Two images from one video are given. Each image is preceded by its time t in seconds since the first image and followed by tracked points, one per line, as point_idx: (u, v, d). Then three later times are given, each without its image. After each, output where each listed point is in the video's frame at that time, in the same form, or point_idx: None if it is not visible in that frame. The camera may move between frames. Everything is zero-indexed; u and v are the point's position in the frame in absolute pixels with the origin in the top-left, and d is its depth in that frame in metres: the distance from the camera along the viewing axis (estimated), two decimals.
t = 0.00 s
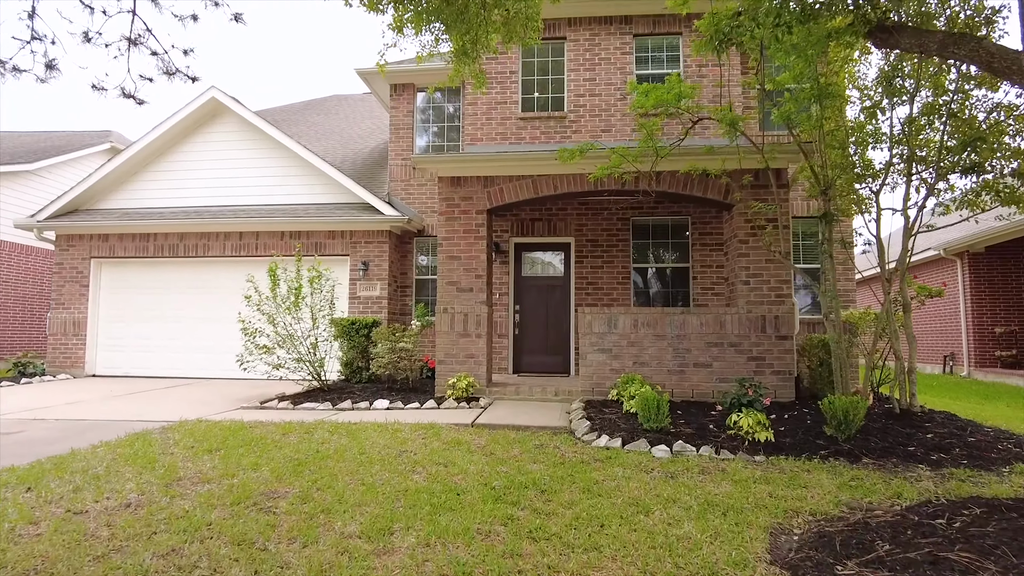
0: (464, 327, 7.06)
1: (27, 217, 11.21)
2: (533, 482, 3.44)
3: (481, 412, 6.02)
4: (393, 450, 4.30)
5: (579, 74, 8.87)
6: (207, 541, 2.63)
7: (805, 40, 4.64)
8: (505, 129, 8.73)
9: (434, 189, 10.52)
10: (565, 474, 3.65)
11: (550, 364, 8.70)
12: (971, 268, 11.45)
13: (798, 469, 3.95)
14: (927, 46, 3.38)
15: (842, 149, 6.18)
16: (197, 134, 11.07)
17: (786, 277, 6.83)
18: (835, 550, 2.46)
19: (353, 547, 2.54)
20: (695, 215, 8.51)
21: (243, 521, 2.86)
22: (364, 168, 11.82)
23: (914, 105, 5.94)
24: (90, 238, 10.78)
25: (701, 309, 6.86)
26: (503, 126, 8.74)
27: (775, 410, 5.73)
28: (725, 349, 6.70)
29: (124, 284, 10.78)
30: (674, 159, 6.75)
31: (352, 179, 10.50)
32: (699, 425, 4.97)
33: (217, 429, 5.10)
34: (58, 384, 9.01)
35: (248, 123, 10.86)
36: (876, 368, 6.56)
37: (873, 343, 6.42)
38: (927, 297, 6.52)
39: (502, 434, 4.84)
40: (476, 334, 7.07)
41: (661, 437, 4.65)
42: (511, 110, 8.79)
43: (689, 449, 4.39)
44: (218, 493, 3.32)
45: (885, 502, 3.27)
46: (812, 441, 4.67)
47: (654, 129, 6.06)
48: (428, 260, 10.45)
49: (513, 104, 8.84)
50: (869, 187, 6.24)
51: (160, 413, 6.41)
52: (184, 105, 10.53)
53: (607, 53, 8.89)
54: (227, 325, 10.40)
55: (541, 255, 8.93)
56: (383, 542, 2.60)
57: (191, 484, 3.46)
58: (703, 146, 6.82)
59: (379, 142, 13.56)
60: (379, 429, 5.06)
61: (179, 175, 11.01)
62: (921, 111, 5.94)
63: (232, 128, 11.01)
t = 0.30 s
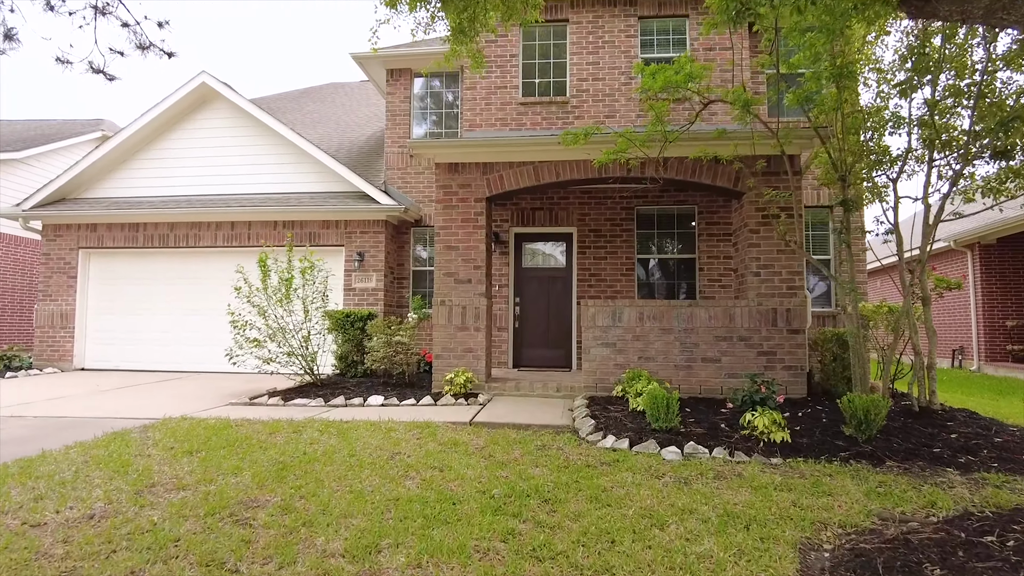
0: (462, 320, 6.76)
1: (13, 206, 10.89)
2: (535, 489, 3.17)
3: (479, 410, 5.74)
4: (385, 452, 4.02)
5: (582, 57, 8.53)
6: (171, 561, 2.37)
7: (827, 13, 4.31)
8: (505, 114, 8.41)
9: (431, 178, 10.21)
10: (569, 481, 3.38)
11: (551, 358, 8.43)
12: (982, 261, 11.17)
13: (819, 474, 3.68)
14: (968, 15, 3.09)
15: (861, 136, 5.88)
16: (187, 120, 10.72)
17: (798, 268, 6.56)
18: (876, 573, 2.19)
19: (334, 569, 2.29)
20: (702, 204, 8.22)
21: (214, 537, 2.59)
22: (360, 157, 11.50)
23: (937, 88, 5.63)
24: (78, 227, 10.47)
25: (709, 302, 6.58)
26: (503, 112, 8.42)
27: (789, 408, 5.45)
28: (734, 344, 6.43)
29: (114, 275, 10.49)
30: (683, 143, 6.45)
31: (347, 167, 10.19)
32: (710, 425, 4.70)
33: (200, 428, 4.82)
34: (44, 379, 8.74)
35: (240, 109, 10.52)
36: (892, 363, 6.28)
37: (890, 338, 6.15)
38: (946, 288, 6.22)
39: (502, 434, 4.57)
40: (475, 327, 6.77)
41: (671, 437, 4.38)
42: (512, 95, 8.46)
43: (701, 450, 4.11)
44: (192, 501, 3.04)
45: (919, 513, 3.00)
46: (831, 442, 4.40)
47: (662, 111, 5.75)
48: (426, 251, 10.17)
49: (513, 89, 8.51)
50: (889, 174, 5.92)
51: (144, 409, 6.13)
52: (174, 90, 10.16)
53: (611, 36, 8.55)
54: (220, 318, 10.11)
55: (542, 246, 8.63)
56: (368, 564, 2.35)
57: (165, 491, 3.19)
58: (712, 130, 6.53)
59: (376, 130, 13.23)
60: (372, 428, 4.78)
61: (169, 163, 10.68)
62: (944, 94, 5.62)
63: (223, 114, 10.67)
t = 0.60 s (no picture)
0: (460, 315, 6.45)
1: None
2: (538, 503, 2.89)
3: (477, 410, 5.44)
4: (375, 459, 3.72)
5: (585, 41, 8.19)
6: None
7: None
8: (504, 101, 8.08)
9: (428, 168, 9.90)
10: (575, 493, 3.08)
11: (552, 354, 8.13)
12: (993, 254, 10.87)
13: (846, 483, 3.39)
14: None
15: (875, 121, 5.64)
16: (176, 109, 10.36)
17: (811, 260, 6.28)
18: None
19: None
20: (709, 194, 7.92)
21: (175, 564, 2.29)
22: (355, 146, 11.18)
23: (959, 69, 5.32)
24: (63, 219, 10.13)
25: (718, 296, 6.29)
26: (502, 99, 8.09)
27: (805, 408, 5.16)
28: (744, 340, 6.16)
29: (102, 268, 10.17)
30: (691, 129, 6.14)
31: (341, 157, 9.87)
32: (723, 427, 4.41)
33: (178, 431, 4.52)
34: (26, 376, 8.43)
35: (230, 97, 10.17)
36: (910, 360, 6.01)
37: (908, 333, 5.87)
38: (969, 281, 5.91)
39: (501, 438, 4.28)
40: (473, 323, 6.46)
41: (683, 441, 4.09)
42: (511, 82, 8.13)
43: (715, 456, 3.83)
44: (158, 517, 2.74)
45: (964, 531, 2.70)
46: (853, 445, 4.11)
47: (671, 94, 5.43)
48: (422, 244, 9.86)
49: (512, 75, 8.17)
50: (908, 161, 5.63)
51: (125, 409, 5.83)
52: (160, 77, 9.80)
53: (614, 19, 8.21)
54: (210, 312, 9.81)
55: (542, 238, 8.33)
56: None
57: (129, 504, 2.90)
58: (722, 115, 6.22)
59: (371, 120, 12.89)
60: (363, 432, 4.49)
61: (157, 153, 10.33)
62: (967, 76, 5.31)
63: (213, 103, 10.31)
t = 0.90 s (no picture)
0: (459, 311, 6.17)
1: None
2: (544, 520, 2.62)
3: (477, 411, 5.17)
4: (368, 467, 3.46)
5: (588, 27, 7.88)
6: None
7: None
8: (505, 88, 7.78)
9: (426, 159, 9.60)
10: (585, 507, 2.81)
11: (554, 351, 7.87)
12: (1006, 248, 10.60)
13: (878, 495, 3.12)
14: None
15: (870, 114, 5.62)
16: (165, 98, 10.01)
17: (826, 253, 6.01)
18: None
19: None
20: (717, 185, 7.64)
21: None
22: (351, 137, 10.88)
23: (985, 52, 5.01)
24: (50, 212, 9.82)
25: (729, 291, 6.03)
26: (502, 86, 7.79)
27: (823, 409, 4.90)
28: (756, 337, 5.90)
29: (90, 262, 9.88)
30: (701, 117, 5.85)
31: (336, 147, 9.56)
32: (739, 431, 4.15)
33: (158, 434, 4.24)
34: (10, 374, 8.15)
35: (221, 85, 9.84)
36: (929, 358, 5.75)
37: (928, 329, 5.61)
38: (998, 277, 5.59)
39: (503, 443, 4.01)
40: (472, 319, 6.18)
41: (698, 447, 3.82)
42: (512, 68, 7.82)
43: (735, 463, 3.57)
44: (122, 537, 2.47)
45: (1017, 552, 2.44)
46: (880, 450, 3.84)
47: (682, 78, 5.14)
48: (419, 237, 9.56)
49: (513, 61, 7.87)
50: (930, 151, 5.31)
51: (107, 409, 5.55)
52: (149, 65, 9.46)
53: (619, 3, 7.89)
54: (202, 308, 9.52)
55: (544, 231, 8.05)
56: None
57: (93, 522, 2.63)
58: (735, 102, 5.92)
59: (369, 110, 12.57)
60: (355, 436, 4.21)
61: (146, 143, 10.00)
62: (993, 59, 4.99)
63: (204, 92, 9.97)
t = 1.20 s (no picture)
0: (459, 308, 5.85)
1: None
2: (557, 550, 2.33)
3: (479, 415, 4.86)
4: (361, 482, 3.16)
5: (594, 11, 7.53)
6: None
7: None
8: (507, 75, 7.44)
9: (425, 149, 9.27)
10: (602, 533, 2.52)
11: (559, 349, 7.56)
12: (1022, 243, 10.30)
13: (925, 514, 2.82)
14: None
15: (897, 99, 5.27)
16: (153, 86, 9.61)
17: (847, 247, 5.69)
18: None
19: None
20: (729, 176, 7.32)
21: None
22: (347, 127, 10.53)
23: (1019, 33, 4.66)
24: (36, 203, 9.49)
25: (744, 288, 5.73)
26: (505, 73, 7.44)
27: (847, 414, 4.60)
28: (773, 336, 5.60)
29: (78, 256, 9.55)
30: (716, 104, 5.53)
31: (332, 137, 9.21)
32: (763, 440, 3.85)
33: (136, 442, 3.94)
34: None
35: (213, 73, 9.47)
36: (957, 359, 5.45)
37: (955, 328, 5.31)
38: None
39: (507, 453, 3.71)
40: (473, 317, 5.87)
41: (721, 457, 3.52)
42: (515, 54, 7.48)
43: (761, 477, 3.27)
44: (76, 572, 2.18)
45: None
46: (917, 461, 3.53)
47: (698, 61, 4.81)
48: (419, 230, 9.24)
49: (516, 47, 7.52)
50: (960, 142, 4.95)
51: (87, 412, 5.25)
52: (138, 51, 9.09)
53: None
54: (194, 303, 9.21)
55: (549, 224, 7.73)
56: None
57: (46, 552, 2.32)
58: (751, 87, 5.60)
59: (366, 100, 12.23)
60: (348, 444, 3.91)
61: (135, 132, 9.63)
62: None
63: (194, 79, 9.57)
